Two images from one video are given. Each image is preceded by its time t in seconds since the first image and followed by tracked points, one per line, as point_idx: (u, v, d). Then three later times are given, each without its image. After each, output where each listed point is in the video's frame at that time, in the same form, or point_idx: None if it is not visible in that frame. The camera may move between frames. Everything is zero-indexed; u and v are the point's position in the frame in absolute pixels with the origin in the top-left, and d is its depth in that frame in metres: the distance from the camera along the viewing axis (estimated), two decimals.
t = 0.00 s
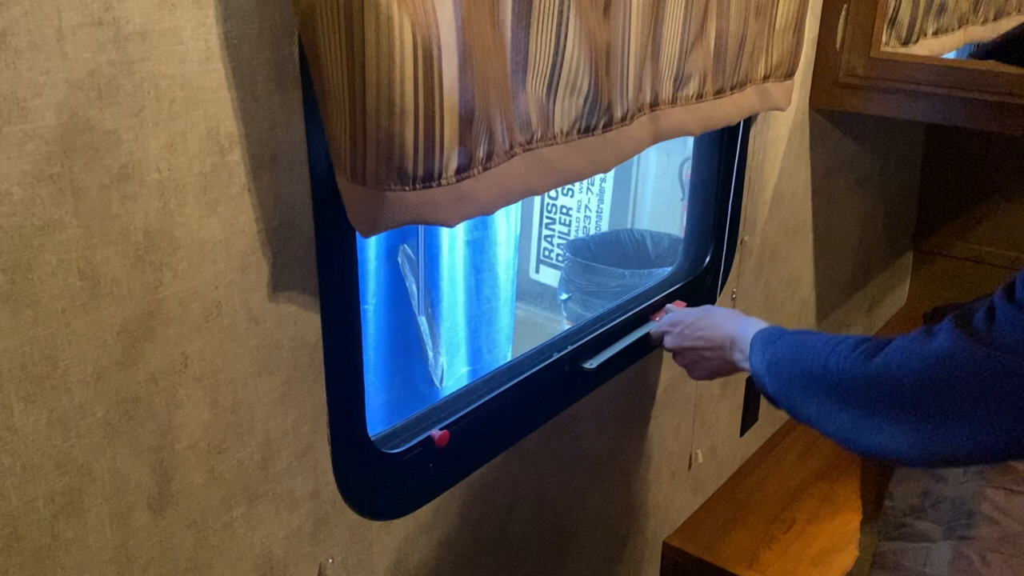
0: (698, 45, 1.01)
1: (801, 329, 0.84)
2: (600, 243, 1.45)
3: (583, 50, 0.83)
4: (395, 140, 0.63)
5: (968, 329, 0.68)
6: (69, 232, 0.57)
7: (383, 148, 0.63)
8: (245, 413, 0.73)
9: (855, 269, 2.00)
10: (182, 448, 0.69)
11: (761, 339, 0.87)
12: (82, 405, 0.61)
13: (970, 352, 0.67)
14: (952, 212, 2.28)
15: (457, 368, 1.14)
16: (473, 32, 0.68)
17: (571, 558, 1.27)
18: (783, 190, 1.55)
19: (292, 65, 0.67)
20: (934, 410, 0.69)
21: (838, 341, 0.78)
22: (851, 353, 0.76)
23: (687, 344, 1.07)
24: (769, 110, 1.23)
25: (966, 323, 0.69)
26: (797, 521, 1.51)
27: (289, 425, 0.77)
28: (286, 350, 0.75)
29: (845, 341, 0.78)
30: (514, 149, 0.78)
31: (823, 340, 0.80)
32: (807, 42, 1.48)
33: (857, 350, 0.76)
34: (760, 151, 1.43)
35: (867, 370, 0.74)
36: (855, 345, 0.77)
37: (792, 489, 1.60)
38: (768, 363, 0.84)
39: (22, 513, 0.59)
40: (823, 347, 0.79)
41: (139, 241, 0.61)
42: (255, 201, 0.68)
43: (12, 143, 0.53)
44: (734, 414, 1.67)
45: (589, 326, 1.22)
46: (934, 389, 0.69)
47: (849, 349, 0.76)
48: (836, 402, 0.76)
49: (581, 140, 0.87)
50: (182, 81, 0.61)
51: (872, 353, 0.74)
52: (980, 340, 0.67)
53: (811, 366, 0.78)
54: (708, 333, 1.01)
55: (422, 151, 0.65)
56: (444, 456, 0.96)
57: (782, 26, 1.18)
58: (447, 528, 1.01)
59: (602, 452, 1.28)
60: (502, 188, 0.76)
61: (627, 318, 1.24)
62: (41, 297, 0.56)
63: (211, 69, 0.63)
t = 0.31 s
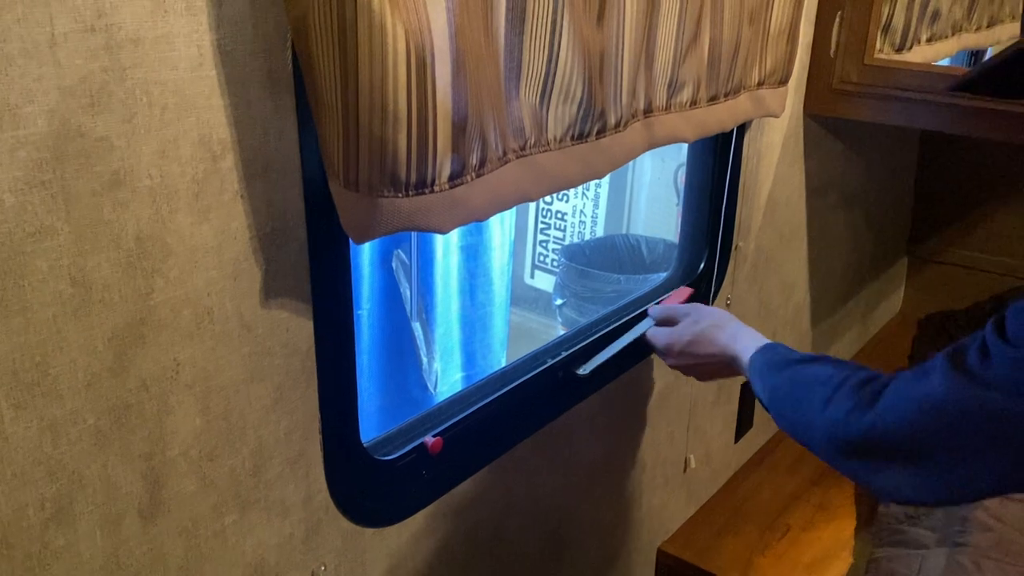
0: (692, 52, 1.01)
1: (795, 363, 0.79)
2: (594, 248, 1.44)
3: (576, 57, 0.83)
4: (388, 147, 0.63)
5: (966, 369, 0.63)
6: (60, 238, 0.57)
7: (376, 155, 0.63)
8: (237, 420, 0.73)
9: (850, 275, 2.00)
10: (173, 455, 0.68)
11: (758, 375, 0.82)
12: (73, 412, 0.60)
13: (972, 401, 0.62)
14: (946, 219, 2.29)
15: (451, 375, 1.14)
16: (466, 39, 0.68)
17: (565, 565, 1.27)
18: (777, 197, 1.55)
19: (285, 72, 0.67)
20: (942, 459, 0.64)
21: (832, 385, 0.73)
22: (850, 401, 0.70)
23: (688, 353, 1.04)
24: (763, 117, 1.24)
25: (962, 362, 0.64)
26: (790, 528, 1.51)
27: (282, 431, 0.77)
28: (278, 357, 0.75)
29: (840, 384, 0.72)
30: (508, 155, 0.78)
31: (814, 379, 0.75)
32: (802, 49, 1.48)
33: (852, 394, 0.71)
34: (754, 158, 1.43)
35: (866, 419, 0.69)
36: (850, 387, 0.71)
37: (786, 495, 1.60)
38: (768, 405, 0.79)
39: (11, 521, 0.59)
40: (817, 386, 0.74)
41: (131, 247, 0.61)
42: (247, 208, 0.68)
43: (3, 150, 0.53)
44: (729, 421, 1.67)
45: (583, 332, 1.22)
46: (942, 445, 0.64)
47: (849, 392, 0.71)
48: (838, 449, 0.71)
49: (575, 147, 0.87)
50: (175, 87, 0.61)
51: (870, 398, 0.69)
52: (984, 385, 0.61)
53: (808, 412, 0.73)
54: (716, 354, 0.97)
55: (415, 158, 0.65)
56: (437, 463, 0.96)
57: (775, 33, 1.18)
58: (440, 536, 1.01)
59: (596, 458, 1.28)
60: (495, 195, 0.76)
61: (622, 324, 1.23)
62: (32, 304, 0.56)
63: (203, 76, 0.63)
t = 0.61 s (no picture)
0: (686, 59, 1.02)
1: (911, 545, 0.68)
2: (590, 253, 1.41)
3: (572, 65, 0.83)
4: (384, 154, 0.63)
5: None
6: (55, 245, 0.57)
7: (372, 161, 0.63)
8: (232, 426, 0.73)
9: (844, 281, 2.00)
10: (168, 462, 0.68)
11: (881, 553, 0.71)
12: (68, 418, 0.60)
13: None
14: (940, 225, 2.30)
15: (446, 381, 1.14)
16: (461, 46, 0.68)
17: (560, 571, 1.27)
18: (772, 203, 1.55)
19: (281, 79, 0.67)
20: None
21: (886, 494, 0.71)
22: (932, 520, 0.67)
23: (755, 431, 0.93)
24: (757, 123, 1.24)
25: None
26: (785, 533, 1.52)
27: (277, 438, 0.77)
28: (273, 363, 0.75)
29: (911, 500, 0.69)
30: (503, 162, 0.78)
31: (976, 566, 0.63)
32: (796, 55, 1.49)
33: None
34: (748, 164, 1.44)
35: None
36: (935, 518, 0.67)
37: (781, 500, 1.61)
38: None
39: (6, 528, 0.59)
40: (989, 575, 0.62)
41: (127, 254, 0.61)
42: (243, 214, 0.68)
43: None
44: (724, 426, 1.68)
45: (578, 338, 1.22)
46: None
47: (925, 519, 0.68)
48: None
49: (570, 154, 0.87)
50: (171, 94, 0.61)
51: None
52: None
53: None
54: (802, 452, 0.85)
55: (411, 165, 0.65)
56: (432, 469, 0.96)
57: (770, 40, 1.19)
58: (436, 542, 1.01)
59: (591, 464, 1.28)
60: (490, 202, 0.76)
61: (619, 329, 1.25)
62: (27, 310, 0.56)
63: (200, 83, 0.63)
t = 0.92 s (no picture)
0: (682, 61, 1.02)
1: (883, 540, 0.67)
2: (585, 257, 1.42)
3: (568, 66, 0.83)
4: (380, 155, 0.63)
5: None
6: (51, 244, 0.57)
7: (368, 162, 0.63)
8: (228, 427, 0.73)
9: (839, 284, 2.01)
10: (164, 463, 0.68)
11: (857, 547, 0.69)
12: (64, 418, 0.60)
13: None
14: (935, 228, 2.30)
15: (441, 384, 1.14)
16: (457, 47, 0.68)
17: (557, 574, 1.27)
18: (767, 205, 1.56)
19: (278, 79, 0.68)
20: None
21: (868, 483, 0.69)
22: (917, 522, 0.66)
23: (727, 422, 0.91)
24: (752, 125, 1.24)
25: None
26: (782, 535, 1.52)
27: (273, 439, 0.77)
28: (270, 364, 0.74)
29: (894, 490, 0.68)
30: (499, 163, 0.78)
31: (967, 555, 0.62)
32: (790, 58, 1.50)
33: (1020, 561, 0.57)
34: (744, 167, 1.44)
35: None
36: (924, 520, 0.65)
37: (777, 503, 1.61)
38: None
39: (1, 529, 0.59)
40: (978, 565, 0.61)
41: (123, 254, 0.61)
42: (239, 215, 0.68)
43: None
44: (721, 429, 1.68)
45: (574, 340, 1.22)
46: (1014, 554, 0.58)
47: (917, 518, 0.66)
48: None
49: (566, 155, 0.87)
50: (167, 95, 0.61)
51: None
52: None
53: None
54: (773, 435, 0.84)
55: (407, 166, 0.65)
56: (429, 471, 0.96)
57: (764, 43, 1.19)
58: (432, 544, 1.01)
59: (588, 467, 1.28)
60: (487, 203, 0.77)
61: (614, 333, 1.25)
62: (23, 310, 0.56)
63: (196, 83, 0.63)
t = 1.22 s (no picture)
0: (673, 64, 1.02)
1: (802, 442, 0.75)
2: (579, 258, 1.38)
3: (560, 68, 0.83)
4: (374, 157, 0.63)
5: None
6: (45, 248, 0.56)
7: (362, 164, 0.63)
8: (223, 431, 0.72)
9: (832, 287, 2.01)
10: (159, 467, 0.68)
11: (774, 459, 0.76)
12: (57, 423, 0.60)
13: None
14: (928, 231, 2.31)
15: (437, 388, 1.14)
16: (451, 49, 0.68)
17: None
18: (760, 208, 1.56)
19: (273, 82, 0.67)
20: None
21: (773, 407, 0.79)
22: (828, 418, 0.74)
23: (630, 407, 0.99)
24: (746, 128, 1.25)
25: None
26: (777, 538, 1.52)
27: (268, 443, 0.77)
28: (265, 368, 0.74)
29: (802, 407, 0.77)
30: (491, 165, 0.78)
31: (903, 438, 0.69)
32: (783, 61, 1.50)
33: (953, 431, 0.65)
34: (737, 170, 1.45)
35: (999, 460, 0.63)
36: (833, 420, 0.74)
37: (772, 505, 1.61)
38: (842, 498, 0.72)
39: None
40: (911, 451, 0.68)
41: (118, 257, 0.61)
42: (234, 218, 0.68)
43: None
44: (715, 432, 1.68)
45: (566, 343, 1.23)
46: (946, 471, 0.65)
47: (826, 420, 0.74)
48: (980, 516, 0.65)
49: (557, 157, 0.87)
50: (162, 97, 0.61)
51: (971, 423, 0.64)
52: None
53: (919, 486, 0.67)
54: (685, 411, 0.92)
55: (401, 168, 0.65)
56: (424, 474, 0.96)
57: (757, 45, 1.20)
58: (428, 547, 1.01)
59: (582, 470, 1.28)
60: (481, 205, 0.77)
61: (611, 334, 1.26)
62: (16, 313, 0.56)
63: (191, 86, 0.63)
